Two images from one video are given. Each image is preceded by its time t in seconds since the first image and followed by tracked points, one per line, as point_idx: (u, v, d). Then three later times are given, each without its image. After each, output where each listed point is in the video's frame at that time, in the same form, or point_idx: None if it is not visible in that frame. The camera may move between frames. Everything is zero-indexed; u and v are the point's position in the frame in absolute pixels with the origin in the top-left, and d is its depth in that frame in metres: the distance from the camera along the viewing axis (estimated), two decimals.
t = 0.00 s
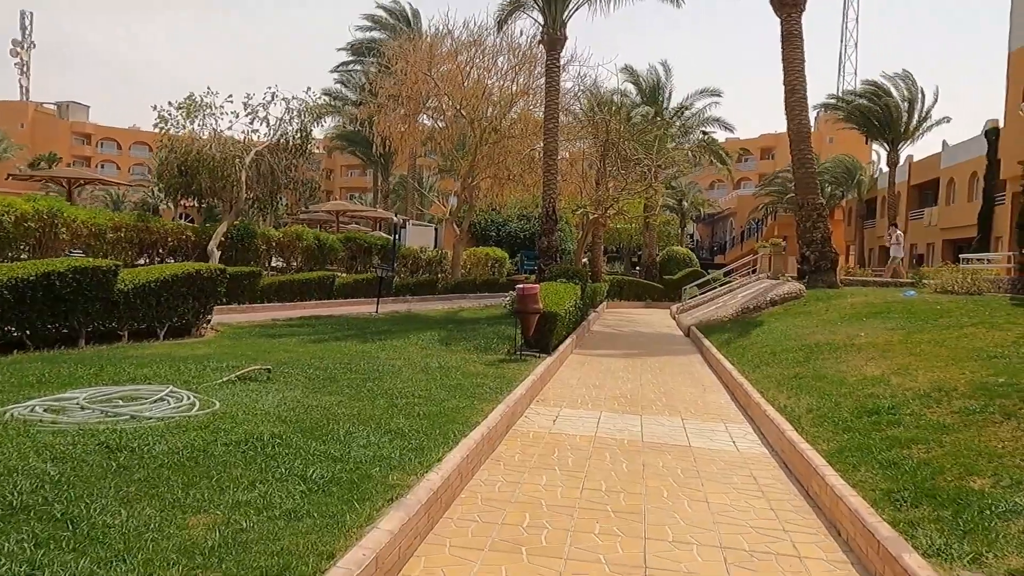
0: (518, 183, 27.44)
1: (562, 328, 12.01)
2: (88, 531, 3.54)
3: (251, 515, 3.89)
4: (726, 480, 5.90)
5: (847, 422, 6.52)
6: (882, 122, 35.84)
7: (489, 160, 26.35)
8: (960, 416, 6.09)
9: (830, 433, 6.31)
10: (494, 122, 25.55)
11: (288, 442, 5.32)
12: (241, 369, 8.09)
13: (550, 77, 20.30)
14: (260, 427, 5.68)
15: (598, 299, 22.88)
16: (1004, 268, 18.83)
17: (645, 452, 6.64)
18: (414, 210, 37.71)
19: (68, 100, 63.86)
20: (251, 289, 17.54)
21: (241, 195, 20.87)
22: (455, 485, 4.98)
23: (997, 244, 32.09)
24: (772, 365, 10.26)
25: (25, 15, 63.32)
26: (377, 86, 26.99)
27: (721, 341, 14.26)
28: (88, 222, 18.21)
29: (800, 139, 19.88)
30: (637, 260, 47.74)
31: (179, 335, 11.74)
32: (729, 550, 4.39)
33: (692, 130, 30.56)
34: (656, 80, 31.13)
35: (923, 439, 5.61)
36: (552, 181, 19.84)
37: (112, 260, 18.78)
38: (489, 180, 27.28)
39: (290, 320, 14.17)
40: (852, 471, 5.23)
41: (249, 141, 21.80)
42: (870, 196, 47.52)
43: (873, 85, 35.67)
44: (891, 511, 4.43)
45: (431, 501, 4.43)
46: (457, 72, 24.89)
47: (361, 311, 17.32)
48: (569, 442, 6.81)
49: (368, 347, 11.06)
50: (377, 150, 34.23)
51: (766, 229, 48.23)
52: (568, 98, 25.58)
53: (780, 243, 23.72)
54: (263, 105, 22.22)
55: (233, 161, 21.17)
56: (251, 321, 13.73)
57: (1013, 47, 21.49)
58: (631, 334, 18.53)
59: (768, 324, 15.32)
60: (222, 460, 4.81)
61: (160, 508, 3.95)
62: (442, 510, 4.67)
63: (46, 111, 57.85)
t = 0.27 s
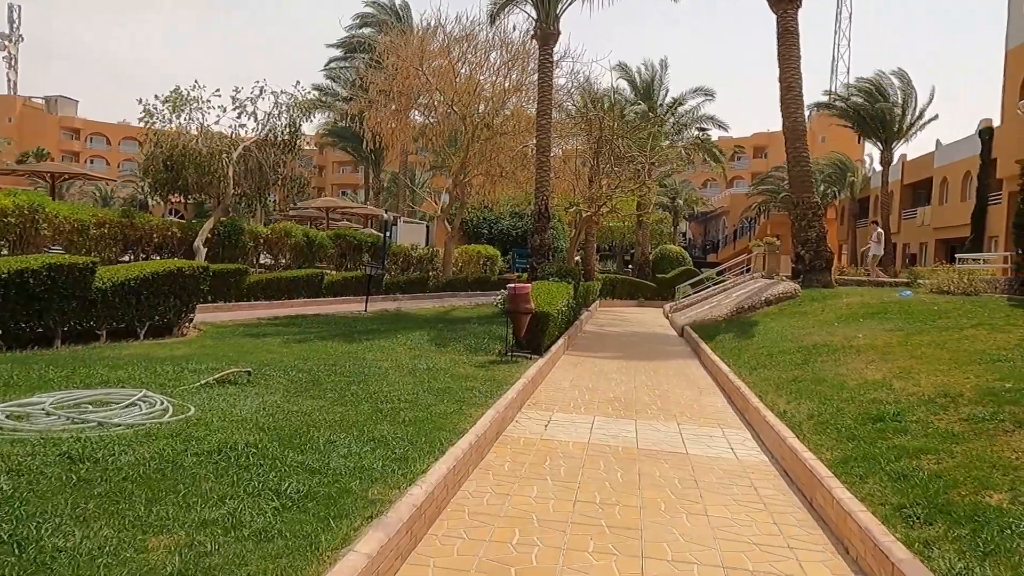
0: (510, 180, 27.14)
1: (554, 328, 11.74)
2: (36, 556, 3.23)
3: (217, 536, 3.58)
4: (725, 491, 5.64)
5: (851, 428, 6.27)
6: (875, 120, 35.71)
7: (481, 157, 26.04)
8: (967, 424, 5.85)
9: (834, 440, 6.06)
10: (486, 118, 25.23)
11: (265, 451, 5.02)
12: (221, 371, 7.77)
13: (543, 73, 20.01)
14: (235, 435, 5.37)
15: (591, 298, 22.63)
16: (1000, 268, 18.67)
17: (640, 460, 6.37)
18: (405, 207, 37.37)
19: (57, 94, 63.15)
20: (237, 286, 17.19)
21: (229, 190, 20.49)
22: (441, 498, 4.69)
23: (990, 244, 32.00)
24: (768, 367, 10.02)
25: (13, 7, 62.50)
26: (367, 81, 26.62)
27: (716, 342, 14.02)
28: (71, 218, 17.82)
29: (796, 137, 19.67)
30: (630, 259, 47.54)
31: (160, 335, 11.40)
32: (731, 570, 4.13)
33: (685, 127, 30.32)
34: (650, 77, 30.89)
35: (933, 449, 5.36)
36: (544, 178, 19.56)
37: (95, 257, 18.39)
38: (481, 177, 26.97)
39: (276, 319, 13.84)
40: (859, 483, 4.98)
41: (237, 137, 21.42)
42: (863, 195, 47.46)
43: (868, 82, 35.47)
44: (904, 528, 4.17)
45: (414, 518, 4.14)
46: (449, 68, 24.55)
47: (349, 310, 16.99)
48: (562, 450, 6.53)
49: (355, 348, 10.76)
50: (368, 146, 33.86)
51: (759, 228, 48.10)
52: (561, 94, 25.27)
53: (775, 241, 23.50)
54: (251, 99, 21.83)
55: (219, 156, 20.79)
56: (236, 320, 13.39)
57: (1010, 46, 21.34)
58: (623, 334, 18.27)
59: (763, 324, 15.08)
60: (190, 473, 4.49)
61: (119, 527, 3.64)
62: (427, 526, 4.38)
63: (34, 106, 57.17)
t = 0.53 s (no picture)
0: (504, 175, 26.84)
1: (547, 325, 11.45)
2: None
3: (178, 552, 3.30)
4: (724, 498, 5.38)
5: (855, 432, 6.01)
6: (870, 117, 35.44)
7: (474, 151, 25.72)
8: (977, 429, 5.60)
9: (838, 445, 5.81)
10: (480, 112, 24.89)
11: (239, 456, 4.73)
12: (200, 369, 7.46)
13: (537, 66, 19.68)
14: (208, 439, 5.07)
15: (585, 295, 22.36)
16: (998, 266, 18.48)
17: (635, 464, 6.11)
18: (398, 202, 37.01)
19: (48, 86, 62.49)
20: (224, 281, 16.84)
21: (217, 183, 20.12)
22: (424, 507, 4.41)
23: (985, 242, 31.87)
24: (767, 366, 9.77)
25: None
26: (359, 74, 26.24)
27: (712, 340, 13.76)
28: (54, 211, 17.45)
29: (793, 133, 19.42)
30: (624, 255, 47.31)
31: (142, 331, 11.07)
32: None
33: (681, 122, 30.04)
34: (645, 72, 30.60)
35: (943, 455, 5.10)
36: (538, 173, 19.26)
37: (79, 251, 18.01)
38: (474, 171, 26.64)
39: (263, 315, 13.51)
40: (867, 492, 4.72)
41: (225, 129, 21.03)
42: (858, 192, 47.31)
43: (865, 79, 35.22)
44: (918, 543, 3.91)
45: (394, 532, 3.86)
46: (442, 60, 24.19)
47: (339, 305, 16.67)
48: (554, 454, 6.26)
49: (343, 345, 10.46)
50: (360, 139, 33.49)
51: (753, 225, 47.90)
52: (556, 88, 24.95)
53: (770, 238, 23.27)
54: (241, 90, 21.44)
55: (207, 148, 20.41)
56: (221, 316, 13.05)
57: (1009, 41, 21.12)
58: (618, 332, 18.01)
59: (760, 322, 14.84)
60: (155, 481, 4.20)
61: (71, 542, 3.35)
62: (408, 538, 4.10)
63: (24, 97, 56.41)
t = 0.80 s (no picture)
0: (499, 171, 26.58)
1: (541, 324, 11.15)
2: None
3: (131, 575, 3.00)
4: (727, 509, 5.10)
5: (863, 438, 5.73)
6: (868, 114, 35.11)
7: (468, 147, 25.42)
8: (990, 435, 5.33)
9: (845, 451, 5.53)
10: (475, 107, 24.58)
11: (210, 465, 4.43)
12: (178, 369, 7.15)
13: (532, 60, 19.37)
14: (178, 445, 4.77)
15: (580, 292, 22.10)
16: (997, 264, 18.27)
17: (632, 471, 5.84)
18: (392, 198, 36.69)
19: (40, 81, 61.98)
20: (213, 277, 16.52)
21: (206, 177, 19.77)
22: (407, 521, 4.12)
23: (983, 241, 31.70)
24: (766, 367, 9.50)
25: None
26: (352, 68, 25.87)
27: (710, 339, 13.50)
28: (39, 205, 17.09)
29: (791, 129, 19.17)
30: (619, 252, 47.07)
31: (123, 328, 10.74)
32: None
33: (678, 119, 29.78)
34: (641, 68, 30.33)
35: (958, 464, 4.83)
36: (533, 168, 18.96)
37: (64, 246, 17.65)
38: (468, 166, 26.33)
39: (250, 312, 13.20)
40: (879, 503, 4.44)
41: (215, 122, 20.67)
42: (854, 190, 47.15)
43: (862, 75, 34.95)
44: (937, 561, 3.64)
45: (372, 549, 3.56)
46: (436, 54, 23.85)
47: (330, 302, 16.36)
48: (547, 460, 5.97)
49: (329, 344, 10.14)
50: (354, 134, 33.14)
51: (749, 222, 47.71)
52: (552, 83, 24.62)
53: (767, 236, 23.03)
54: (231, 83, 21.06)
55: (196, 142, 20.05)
56: (207, 313, 12.73)
57: (1009, 37, 20.88)
58: (613, 330, 17.74)
59: (758, 321, 14.59)
60: (117, 492, 3.90)
61: (13, 565, 3.04)
62: (388, 555, 3.81)
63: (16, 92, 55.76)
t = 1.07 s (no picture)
0: (497, 168, 26.28)
1: (539, 325, 10.86)
2: None
3: None
4: (736, 526, 4.82)
5: (877, 450, 5.45)
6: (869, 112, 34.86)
7: (466, 143, 25.12)
8: (1012, 448, 5.06)
9: (859, 464, 5.25)
10: (472, 103, 24.27)
11: (185, 480, 4.13)
12: (161, 372, 6.84)
13: (532, 55, 19.05)
14: (152, 457, 4.47)
15: (578, 291, 21.83)
16: (1001, 265, 18.02)
17: (634, 483, 5.55)
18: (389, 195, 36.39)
19: (36, 75, 61.53)
20: (204, 275, 16.21)
21: (199, 173, 19.44)
22: (394, 543, 3.83)
23: (983, 241, 31.49)
24: (770, 370, 9.22)
25: None
26: (348, 62, 25.52)
27: (711, 341, 13.24)
28: (27, 200, 16.77)
29: (793, 126, 18.88)
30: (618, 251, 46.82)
31: (109, 327, 10.45)
32: None
33: (678, 116, 29.51)
34: (641, 64, 30.05)
35: (980, 480, 4.56)
36: (532, 165, 18.66)
37: (53, 242, 17.32)
38: (466, 163, 26.01)
39: (241, 311, 12.90)
40: (899, 523, 4.16)
41: (208, 117, 20.32)
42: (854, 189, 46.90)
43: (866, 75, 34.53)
44: None
45: None
46: (434, 49, 23.50)
47: (324, 301, 16.07)
48: (545, 471, 5.68)
49: (321, 344, 9.84)
50: (350, 130, 32.82)
51: (748, 221, 47.47)
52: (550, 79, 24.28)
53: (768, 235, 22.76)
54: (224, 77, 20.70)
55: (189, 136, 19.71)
56: (197, 311, 12.42)
57: (1015, 35, 20.58)
58: (612, 330, 17.46)
59: (760, 322, 14.31)
60: (81, 511, 3.61)
61: None
62: None
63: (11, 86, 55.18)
